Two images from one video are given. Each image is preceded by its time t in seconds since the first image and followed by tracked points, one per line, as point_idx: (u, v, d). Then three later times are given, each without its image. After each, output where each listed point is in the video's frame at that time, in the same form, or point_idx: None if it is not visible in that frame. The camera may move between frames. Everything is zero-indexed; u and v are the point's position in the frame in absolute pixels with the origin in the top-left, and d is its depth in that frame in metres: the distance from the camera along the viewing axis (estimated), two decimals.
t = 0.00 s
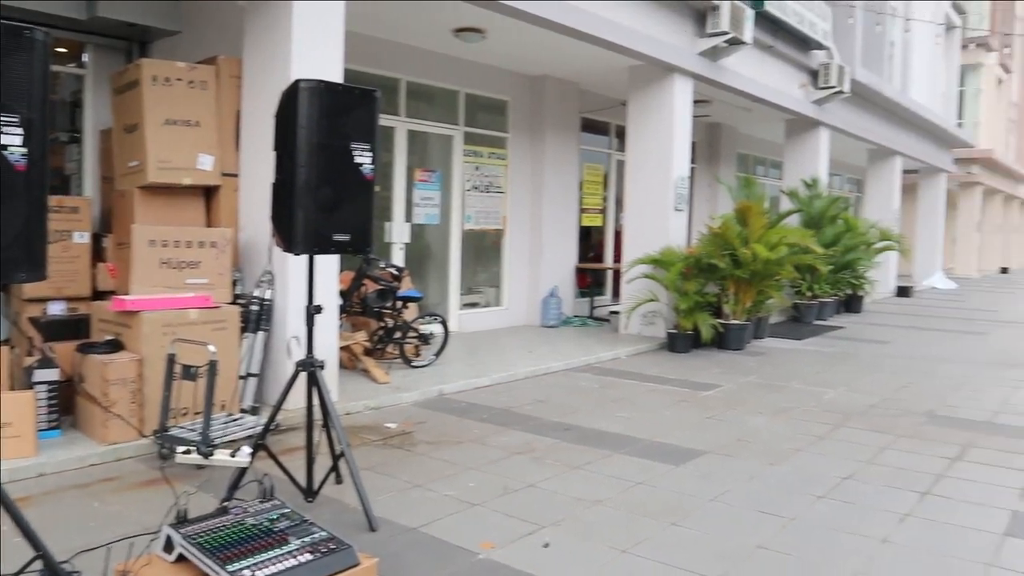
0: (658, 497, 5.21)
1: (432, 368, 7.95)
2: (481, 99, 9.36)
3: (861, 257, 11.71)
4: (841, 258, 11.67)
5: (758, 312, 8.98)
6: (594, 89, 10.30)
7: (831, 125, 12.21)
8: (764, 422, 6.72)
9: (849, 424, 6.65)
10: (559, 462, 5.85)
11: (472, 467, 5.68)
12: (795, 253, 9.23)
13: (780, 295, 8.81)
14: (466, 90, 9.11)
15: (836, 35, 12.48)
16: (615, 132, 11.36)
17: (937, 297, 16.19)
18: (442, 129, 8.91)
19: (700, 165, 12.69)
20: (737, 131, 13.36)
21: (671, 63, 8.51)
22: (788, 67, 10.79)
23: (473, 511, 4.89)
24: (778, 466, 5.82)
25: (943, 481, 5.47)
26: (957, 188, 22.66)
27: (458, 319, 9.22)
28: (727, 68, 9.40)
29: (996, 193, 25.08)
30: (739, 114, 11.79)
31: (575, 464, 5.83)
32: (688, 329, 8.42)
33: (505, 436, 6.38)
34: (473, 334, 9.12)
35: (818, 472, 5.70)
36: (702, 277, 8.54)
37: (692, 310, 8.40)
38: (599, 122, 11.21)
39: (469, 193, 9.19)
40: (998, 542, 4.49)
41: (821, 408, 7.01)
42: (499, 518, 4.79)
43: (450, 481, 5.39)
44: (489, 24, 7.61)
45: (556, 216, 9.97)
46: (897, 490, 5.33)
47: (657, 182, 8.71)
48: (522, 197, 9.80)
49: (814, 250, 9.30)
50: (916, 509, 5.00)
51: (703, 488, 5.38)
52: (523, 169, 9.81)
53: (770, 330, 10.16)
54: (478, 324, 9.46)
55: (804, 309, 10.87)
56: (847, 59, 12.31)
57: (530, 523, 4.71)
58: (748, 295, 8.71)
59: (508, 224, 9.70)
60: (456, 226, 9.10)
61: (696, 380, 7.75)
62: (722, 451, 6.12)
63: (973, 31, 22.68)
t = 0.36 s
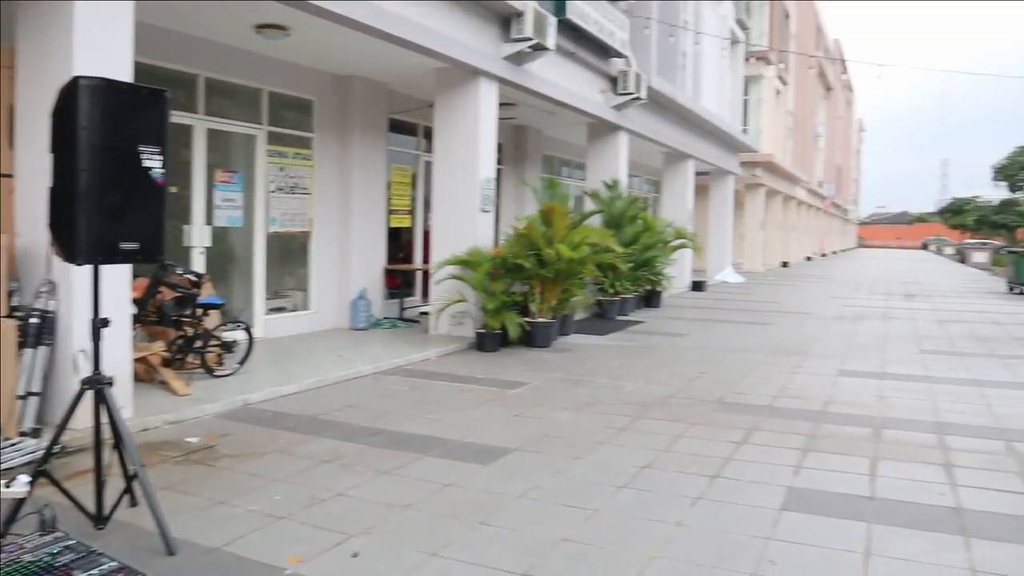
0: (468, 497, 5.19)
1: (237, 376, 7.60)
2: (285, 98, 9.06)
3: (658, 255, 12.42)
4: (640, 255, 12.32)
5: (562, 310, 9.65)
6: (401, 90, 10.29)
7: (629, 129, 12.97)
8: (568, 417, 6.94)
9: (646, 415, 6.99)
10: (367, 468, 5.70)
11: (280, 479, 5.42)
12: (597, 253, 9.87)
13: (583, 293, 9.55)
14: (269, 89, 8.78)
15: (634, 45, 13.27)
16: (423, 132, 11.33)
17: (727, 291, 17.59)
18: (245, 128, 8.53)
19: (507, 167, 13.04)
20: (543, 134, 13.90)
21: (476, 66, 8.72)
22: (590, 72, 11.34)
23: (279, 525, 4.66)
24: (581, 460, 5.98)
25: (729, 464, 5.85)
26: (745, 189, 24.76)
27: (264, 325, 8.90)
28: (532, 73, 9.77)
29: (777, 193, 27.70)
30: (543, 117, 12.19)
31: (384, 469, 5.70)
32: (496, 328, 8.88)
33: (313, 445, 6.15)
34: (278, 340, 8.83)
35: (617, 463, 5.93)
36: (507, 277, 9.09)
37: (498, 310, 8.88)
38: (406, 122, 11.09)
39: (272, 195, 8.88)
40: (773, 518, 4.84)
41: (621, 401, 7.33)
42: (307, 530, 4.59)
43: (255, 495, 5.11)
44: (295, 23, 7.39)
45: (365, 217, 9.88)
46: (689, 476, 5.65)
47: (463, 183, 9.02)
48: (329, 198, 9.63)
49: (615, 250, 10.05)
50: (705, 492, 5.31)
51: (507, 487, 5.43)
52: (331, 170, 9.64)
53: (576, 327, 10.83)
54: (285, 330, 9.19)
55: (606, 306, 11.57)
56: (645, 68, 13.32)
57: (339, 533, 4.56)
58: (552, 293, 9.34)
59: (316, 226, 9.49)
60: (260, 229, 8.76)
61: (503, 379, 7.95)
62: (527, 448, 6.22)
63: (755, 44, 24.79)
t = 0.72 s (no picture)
0: (284, 506, 4.74)
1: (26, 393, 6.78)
2: (79, 89, 8.33)
3: (475, 253, 13.08)
4: (457, 255, 12.94)
5: (381, 311, 9.57)
6: (212, 86, 9.80)
7: (446, 131, 13.35)
8: (386, 419, 6.77)
9: (464, 414, 6.96)
10: (173, 483, 5.12)
11: (74, 502, 4.76)
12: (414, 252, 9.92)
13: (401, 294, 9.49)
14: (60, 79, 8.03)
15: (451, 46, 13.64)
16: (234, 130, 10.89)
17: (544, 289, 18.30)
18: (33, 121, 7.76)
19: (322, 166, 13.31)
20: (359, 133, 14.08)
21: (289, 63, 8.43)
22: (407, 74, 11.54)
23: (72, 553, 4.04)
24: (398, 462, 5.63)
25: (543, 460, 5.66)
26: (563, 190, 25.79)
27: (60, 335, 8.16)
28: (347, 71, 9.63)
29: (592, 195, 29.11)
30: (361, 116, 12.27)
31: (191, 485, 5.11)
32: (312, 331, 8.71)
33: (113, 463, 5.50)
34: (75, 351, 8.11)
35: (435, 464, 5.60)
36: (323, 279, 8.87)
37: (316, 312, 8.75)
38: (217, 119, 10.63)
39: (67, 195, 8.17)
40: (583, 510, 4.63)
41: (440, 402, 7.33)
42: (105, 556, 4.02)
43: (45, 523, 4.42)
44: (87, 7, 6.76)
45: (172, 219, 9.32)
46: (504, 473, 5.38)
47: (276, 184, 8.72)
48: (131, 199, 8.99)
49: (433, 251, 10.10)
50: (520, 489, 5.04)
51: (321, 493, 4.99)
52: (133, 169, 9.00)
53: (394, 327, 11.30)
54: (84, 339, 8.48)
55: (424, 305, 12.15)
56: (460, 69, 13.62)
57: (139, 557, 4.02)
58: (370, 295, 9.23)
59: (116, 228, 8.85)
60: (54, 232, 8.03)
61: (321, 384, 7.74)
62: (342, 454, 5.83)
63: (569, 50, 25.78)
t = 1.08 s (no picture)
0: (138, 525, 4.42)
1: None
2: None
3: (342, 255, 12.90)
4: (323, 257, 12.69)
5: (242, 316, 9.23)
6: (54, 77, 9.07)
7: (311, 129, 13.02)
8: (249, 428, 6.48)
9: (329, 420, 6.77)
10: (10, 507, 4.66)
11: None
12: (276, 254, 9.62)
13: (262, 297, 9.20)
14: None
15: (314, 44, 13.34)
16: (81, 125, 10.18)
17: (412, 289, 18.23)
18: None
19: (179, 165, 12.74)
20: (219, 130, 13.53)
21: (141, 57, 7.94)
22: (268, 71, 11.16)
23: None
24: (262, 472, 5.39)
25: (410, 463, 5.62)
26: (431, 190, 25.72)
27: None
28: (204, 67, 9.18)
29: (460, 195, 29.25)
30: (221, 113, 11.80)
31: (32, 507, 4.68)
32: (169, 338, 8.25)
33: None
34: None
35: (299, 472, 5.41)
36: (180, 283, 8.47)
37: (172, 318, 8.28)
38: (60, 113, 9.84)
39: None
40: (450, 512, 4.62)
41: (305, 408, 7.12)
42: None
43: None
44: None
45: (9, 219, 8.56)
46: (371, 478, 5.28)
47: (128, 184, 8.20)
48: None
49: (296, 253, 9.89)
50: (387, 494, 4.96)
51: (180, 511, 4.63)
52: None
53: (258, 332, 10.91)
54: None
55: (289, 308, 11.78)
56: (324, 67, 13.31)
57: None
58: (230, 299, 8.93)
59: None
60: None
61: (179, 394, 7.34)
62: (202, 466, 5.51)
63: (435, 50, 25.71)
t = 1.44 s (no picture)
0: (40, 543, 4.09)
1: None
2: None
3: (260, 258, 12.60)
4: (240, 259, 12.31)
5: (155, 322, 8.85)
6: None
7: (226, 129, 12.57)
8: (161, 437, 6.16)
9: (247, 428, 6.52)
10: None
11: None
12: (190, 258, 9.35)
13: (177, 302, 8.89)
14: None
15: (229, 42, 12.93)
16: None
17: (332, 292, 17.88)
18: None
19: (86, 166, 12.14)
20: (130, 130, 12.96)
21: (44, 53, 7.49)
22: (180, 68, 10.71)
23: None
24: (177, 483, 5.11)
25: (331, 470, 5.46)
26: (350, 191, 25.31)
27: None
28: (112, 63, 8.73)
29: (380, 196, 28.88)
30: (131, 112, 11.28)
31: None
32: (78, 346, 7.79)
33: None
34: None
35: (215, 482, 5.16)
36: (89, 289, 8.07)
37: (81, 325, 7.82)
38: None
39: None
40: (371, 519, 4.49)
41: (221, 416, 6.85)
42: None
43: None
44: None
45: None
46: (291, 486, 5.09)
47: (31, 186, 7.74)
48: None
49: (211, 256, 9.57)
50: (308, 502, 4.79)
51: (86, 527, 4.32)
52: None
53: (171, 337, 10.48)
54: None
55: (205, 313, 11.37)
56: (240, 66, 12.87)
57: None
58: (143, 304, 8.56)
59: None
60: None
61: (86, 405, 6.93)
62: (112, 478, 5.17)
63: (354, 49, 25.34)
